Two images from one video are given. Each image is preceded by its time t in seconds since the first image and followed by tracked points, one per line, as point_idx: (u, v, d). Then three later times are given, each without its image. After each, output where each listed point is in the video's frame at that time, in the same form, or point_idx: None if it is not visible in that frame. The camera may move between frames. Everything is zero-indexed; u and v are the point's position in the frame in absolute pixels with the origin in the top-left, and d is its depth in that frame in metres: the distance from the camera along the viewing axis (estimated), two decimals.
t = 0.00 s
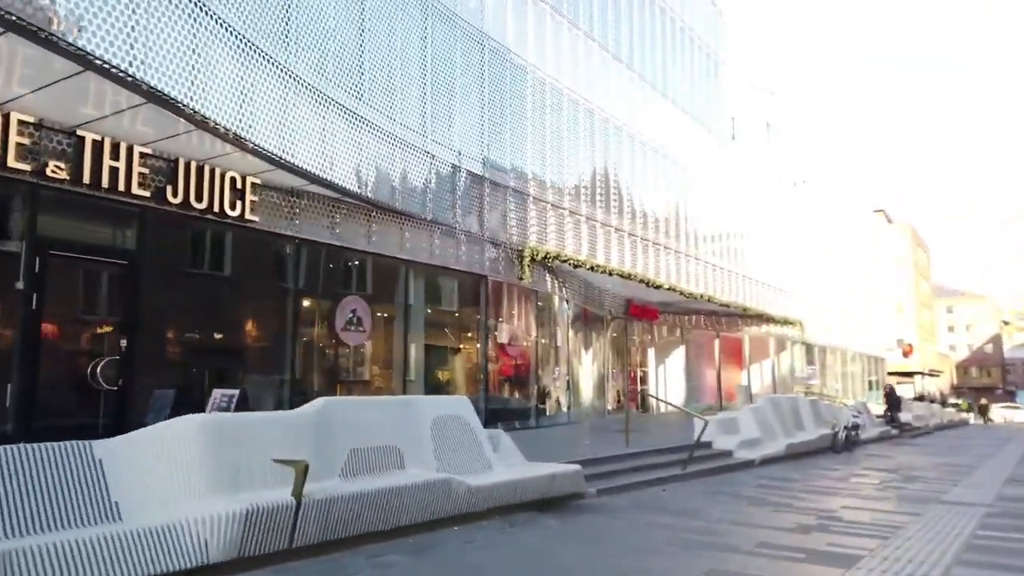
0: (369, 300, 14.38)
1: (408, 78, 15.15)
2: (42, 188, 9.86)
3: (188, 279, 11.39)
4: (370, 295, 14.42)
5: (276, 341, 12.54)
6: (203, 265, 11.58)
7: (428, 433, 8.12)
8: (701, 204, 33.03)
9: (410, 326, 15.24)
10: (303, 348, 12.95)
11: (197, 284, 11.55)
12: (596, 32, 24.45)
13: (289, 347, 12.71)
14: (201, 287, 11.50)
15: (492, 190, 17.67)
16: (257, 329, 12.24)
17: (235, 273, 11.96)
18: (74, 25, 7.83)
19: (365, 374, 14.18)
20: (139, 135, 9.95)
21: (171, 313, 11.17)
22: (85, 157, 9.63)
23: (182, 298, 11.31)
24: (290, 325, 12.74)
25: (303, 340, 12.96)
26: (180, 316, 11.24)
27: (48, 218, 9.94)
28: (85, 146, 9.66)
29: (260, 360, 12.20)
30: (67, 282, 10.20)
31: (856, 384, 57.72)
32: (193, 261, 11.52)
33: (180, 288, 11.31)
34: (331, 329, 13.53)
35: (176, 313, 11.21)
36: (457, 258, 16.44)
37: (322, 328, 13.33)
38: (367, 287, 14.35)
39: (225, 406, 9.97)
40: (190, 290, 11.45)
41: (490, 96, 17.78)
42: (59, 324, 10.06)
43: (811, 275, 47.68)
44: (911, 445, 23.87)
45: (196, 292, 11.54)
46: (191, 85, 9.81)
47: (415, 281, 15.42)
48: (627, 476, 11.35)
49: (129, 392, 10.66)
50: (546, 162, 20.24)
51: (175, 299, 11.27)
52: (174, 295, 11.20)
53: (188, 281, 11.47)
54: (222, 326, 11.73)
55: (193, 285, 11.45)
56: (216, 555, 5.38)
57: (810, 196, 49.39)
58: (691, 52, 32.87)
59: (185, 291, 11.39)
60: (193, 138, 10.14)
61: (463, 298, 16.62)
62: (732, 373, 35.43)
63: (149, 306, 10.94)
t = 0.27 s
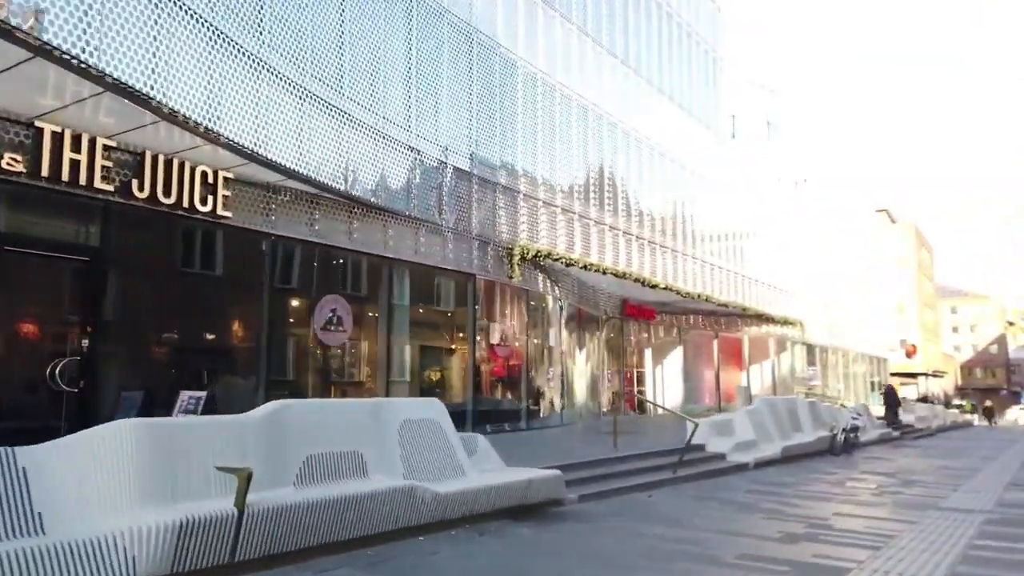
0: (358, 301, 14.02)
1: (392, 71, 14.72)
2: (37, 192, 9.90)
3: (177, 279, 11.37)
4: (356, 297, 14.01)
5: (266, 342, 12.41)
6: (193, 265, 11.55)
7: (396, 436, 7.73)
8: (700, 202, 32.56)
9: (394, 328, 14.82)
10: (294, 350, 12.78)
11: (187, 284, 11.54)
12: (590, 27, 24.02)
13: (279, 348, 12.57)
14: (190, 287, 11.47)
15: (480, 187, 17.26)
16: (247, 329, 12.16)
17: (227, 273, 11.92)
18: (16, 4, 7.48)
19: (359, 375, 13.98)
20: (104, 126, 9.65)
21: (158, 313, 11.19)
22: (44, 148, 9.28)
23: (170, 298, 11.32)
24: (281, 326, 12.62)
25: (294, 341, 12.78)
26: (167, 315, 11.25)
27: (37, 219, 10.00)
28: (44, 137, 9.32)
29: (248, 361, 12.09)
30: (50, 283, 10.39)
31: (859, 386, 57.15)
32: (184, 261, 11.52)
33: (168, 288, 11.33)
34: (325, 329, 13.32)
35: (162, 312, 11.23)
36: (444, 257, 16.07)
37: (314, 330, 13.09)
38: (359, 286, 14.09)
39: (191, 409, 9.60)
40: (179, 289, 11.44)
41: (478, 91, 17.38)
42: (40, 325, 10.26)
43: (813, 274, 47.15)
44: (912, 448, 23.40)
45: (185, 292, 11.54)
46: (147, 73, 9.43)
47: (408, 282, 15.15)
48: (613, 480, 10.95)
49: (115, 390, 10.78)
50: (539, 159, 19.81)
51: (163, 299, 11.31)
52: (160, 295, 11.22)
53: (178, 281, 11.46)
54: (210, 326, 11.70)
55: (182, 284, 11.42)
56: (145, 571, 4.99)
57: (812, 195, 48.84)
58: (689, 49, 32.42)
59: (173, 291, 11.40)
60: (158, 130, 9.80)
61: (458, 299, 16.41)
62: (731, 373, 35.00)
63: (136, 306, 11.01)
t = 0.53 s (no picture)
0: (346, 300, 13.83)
1: (376, 63, 14.25)
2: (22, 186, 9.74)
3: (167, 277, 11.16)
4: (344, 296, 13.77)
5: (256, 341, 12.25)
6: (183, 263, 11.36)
7: (360, 441, 7.31)
8: (699, 200, 32.02)
9: (377, 327, 14.54)
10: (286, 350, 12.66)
11: (175, 282, 11.35)
12: (586, 20, 23.49)
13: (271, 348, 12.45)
14: (180, 286, 11.26)
15: (468, 183, 16.84)
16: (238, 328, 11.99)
17: (218, 272, 11.75)
18: None
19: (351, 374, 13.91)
20: (67, 117, 9.31)
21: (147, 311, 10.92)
22: None
23: (158, 297, 11.07)
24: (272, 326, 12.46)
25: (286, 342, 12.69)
26: (156, 315, 10.97)
27: (17, 215, 9.70)
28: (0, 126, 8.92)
29: (237, 361, 11.87)
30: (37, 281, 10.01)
31: (863, 387, 56.55)
32: (174, 259, 11.31)
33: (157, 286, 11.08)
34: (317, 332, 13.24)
35: (151, 312, 10.95)
36: (429, 255, 15.65)
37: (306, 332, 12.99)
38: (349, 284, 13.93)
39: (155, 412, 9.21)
40: (168, 289, 11.22)
41: (466, 85, 16.93)
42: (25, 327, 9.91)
43: (815, 274, 46.59)
44: (913, 451, 22.92)
45: (173, 291, 11.34)
46: (103, 59, 9.01)
47: (403, 280, 15.07)
48: (597, 486, 10.52)
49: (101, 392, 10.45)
50: (530, 156, 19.34)
51: (152, 297, 11.06)
52: (150, 294, 10.95)
53: (167, 280, 11.26)
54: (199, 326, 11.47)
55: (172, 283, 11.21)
56: None
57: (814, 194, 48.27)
58: (687, 45, 31.91)
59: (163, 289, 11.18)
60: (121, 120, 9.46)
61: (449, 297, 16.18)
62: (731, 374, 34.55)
63: (126, 305, 10.73)
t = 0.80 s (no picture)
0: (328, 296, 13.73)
1: (356, 52, 13.78)
2: (1, 182, 9.86)
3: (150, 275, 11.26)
4: (326, 293, 13.69)
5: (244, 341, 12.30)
6: (168, 262, 11.47)
7: (315, 442, 6.88)
8: (695, 197, 31.54)
9: (356, 325, 14.36)
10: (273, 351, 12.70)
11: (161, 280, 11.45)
12: (577, 12, 23.00)
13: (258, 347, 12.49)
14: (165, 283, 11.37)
15: (452, 177, 16.42)
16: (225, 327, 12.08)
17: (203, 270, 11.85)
18: None
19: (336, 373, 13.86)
20: (19, 102, 8.96)
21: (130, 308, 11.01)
22: None
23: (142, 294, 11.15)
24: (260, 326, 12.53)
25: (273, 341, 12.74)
26: (140, 312, 11.06)
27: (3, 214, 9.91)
28: None
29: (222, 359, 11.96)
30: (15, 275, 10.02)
31: (863, 386, 56.07)
32: (159, 257, 11.44)
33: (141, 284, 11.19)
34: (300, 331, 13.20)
35: (135, 309, 11.04)
36: (410, 251, 15.26)
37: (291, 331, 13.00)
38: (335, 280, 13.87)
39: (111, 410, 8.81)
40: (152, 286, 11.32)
41: (450, 77, 16.50)
42: (3, 322, 9.87)
43: (814, 272, 46.10)
44: (910, 452, 22.46)
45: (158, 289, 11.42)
46: (54, 40, 8.59)
47: (395, 277, 15.12)
48: (576, 488, 10.12)
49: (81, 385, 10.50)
50: (518, 150, 18.91)
51: (135, 294, 11.16)
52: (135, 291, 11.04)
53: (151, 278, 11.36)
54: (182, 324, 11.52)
55: (156, 281, 11.31)
56: None
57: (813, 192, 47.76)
58: (682, 40, 31.41)
59: (147, 287, 11.29)
60: (76, 108, 9.16)
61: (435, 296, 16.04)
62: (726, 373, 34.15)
63: (108, 302, 10.81)
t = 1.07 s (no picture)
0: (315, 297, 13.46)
1: (335, 40, 13.33)
2: None
3: (141, 275, 11.12)
4: (312, 292, 13.42)
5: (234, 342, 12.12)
6: (158, 262, 11.33)
7: (268, 446, 6.44)
8: (691, 195, 31.05)
9: (336, 324, 13.92)
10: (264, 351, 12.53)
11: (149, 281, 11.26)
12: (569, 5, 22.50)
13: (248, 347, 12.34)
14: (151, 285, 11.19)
15: (437, 172, 15.98)
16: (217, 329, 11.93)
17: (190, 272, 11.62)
18: None
19: (326, 375, 13.60)
20: None
21: (118, 309, 10.89)
22: None
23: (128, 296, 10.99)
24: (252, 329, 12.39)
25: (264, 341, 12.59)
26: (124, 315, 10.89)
27: None
28: None
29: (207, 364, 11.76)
30: (1, 274, 9.92)
31: (862, 387, 55.63)
32: (149, 257, 11.29)
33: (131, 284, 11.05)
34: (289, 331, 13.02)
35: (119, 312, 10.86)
36: (394, 248, 14.80)
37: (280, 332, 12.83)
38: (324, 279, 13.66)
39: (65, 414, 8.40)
40: (139, 288, 11.14)
41: (436, 69, 16.07)
42: None
43: (812, 272, 45.65)
44: (908, 453, 22.02)
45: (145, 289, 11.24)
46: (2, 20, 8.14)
47: (387, 277, 14.93)
48: (557, 494, 9.71)
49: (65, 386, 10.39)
50: (507, 145, 18.46)
51: (121, 295, 10.98)
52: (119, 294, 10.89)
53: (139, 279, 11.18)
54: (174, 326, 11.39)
55: (147, 281, 11.16)
56: None
57: (812, 190, 47.26)
58: (677, 36, 30.96)
59: (138, 287, 11.14)
60: (34, 94, 8.89)
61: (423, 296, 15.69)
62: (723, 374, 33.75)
63: (94, 304, 10.68)
